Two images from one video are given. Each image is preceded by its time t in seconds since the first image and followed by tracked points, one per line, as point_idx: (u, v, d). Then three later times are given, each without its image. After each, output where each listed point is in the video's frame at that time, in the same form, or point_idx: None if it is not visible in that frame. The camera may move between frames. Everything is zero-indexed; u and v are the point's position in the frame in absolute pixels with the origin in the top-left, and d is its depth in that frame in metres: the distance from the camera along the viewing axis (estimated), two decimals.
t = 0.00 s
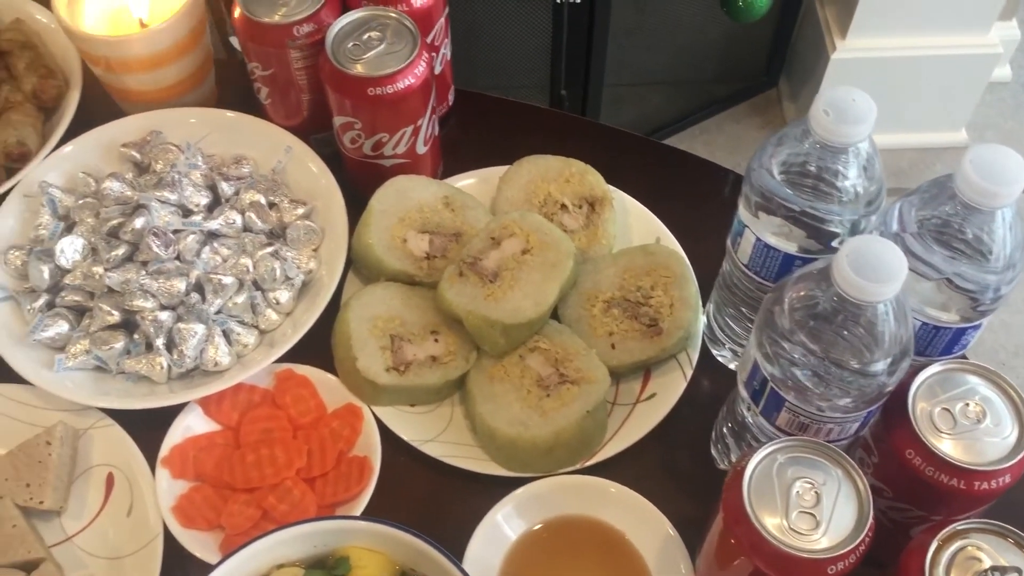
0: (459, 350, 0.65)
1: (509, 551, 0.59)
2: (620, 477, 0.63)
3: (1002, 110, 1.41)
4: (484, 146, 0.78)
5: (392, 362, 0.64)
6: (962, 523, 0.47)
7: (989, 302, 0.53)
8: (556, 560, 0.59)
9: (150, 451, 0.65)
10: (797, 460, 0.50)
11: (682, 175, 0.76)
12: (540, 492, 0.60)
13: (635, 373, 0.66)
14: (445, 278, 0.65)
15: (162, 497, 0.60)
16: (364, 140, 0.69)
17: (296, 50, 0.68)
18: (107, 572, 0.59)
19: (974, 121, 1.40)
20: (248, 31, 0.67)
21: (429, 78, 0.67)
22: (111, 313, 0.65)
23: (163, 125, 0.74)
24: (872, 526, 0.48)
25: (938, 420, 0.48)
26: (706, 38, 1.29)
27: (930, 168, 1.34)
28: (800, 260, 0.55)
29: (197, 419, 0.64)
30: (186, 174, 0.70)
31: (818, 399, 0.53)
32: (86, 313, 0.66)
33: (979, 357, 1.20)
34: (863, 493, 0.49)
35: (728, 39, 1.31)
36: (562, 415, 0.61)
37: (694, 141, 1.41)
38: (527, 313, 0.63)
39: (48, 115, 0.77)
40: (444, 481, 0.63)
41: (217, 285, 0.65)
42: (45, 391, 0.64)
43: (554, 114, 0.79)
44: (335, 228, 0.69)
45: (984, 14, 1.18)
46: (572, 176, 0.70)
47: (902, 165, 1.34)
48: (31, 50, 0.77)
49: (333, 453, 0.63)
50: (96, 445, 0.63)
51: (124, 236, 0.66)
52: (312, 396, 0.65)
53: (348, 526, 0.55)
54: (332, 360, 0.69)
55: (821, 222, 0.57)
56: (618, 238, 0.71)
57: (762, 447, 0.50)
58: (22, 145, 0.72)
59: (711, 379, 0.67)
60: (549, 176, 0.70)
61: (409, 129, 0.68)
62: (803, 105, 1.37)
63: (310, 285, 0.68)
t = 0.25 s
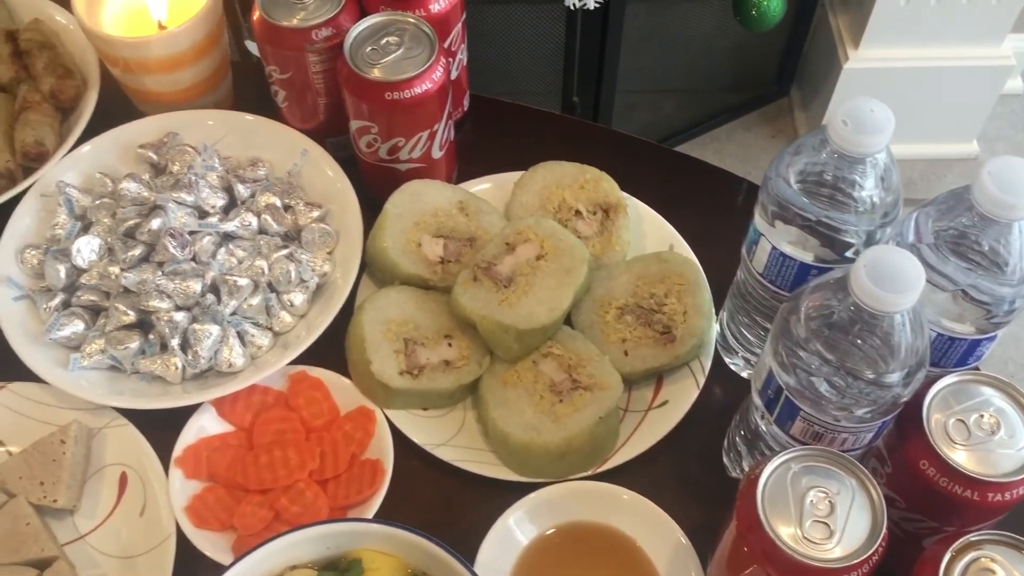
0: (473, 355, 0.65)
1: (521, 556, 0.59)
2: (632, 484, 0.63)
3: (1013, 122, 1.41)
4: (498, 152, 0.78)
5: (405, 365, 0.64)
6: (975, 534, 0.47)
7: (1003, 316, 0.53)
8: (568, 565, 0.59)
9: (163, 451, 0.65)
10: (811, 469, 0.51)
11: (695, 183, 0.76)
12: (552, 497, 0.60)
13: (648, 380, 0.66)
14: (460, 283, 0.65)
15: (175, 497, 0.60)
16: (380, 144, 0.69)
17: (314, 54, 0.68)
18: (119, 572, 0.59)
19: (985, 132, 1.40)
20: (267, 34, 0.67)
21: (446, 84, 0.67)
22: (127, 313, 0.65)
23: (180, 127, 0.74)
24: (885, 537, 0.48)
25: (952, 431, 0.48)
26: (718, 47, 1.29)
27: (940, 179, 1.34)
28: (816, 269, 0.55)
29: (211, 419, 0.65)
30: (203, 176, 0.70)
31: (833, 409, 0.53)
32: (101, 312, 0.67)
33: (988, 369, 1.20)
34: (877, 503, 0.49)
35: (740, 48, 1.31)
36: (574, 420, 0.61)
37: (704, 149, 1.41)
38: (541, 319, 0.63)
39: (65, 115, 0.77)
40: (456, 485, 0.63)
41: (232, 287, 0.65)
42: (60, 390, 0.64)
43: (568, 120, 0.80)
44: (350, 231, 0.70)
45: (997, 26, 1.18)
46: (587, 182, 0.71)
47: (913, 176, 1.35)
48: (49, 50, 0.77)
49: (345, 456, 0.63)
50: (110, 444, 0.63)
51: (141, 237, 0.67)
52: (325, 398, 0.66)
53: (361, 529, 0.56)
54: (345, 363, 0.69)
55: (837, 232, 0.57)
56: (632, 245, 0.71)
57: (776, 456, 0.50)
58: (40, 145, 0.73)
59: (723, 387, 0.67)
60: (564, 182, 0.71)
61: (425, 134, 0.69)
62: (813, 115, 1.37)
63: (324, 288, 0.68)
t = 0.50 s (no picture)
0: (482, 359, 0.66)
1: (529, 560, 0.59)
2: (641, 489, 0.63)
3: (1020, 130, 1.41)
4: (507, 157, 0.79)
5: (415, 369, 0.65)
6: (984, 541, 0.47)
7: (1015, 323, 0.53)
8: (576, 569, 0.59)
9: (172, 452, 0.65)
10: (820, 475, 0.51)
11: (704, 188, 0.76)
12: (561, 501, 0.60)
13: (656, 386, 0.66)
14: (469, 287, 0.65)
15: (185, 499, 0.61)
16: (391, 148, 0.69)
17: (326, 58, 0.69)
18: (128, 572, 0.60)
19: (992, 140, 1.40)
20: (280, 38, 0.68)
21: (457, 89, 0.68)
22: (138, 315, 0.65)
23: (191, 130, 0.75)
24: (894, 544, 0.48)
25: (961, 438, 0.48)
26: (725, 53, 1.30)
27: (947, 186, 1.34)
28: (826, 276, 0.55)
29: (221, 421, 0.65)
30: (214, 179, 0.70)
31: (843, 415, 0.53)
32: (112, 314, 0.67)
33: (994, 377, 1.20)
34: (887, 510, 0.49)
35: (748, 54, 1.31)
36: (583, 425, 0.61)
37: (711, 155, 1.41)
38: (551, 324, 0.63)
39: (77, 117, 0.78)
40: (464, 488, 0.63)
41: (243, 289, 0.66)
42: (71, 391, 0.65)
43: (578, 125, 0.80)
44: (361, 235, 0.70)
45: (1005, 34, 1.18)
46: (596, 188, 0.71)
47: (919, 183, 1.35)
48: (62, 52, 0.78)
49: (354, 458, 0.63)
50: (120, 445, 0.64)
51: (152, 239, 0.67)
52: (334, 401, 0.66)
53: (371, 532, 0.56)
54: (354, 366, 0.69)
55: (847, 239, 0.57)
56: (641, 250, 0.71)
57: (786, 461, 0.50)
58: (51, 147, 0.73)
59: (731, 393, 0.67)
60: (573, 187, 0.71)
61: (436, 139, 0.69)
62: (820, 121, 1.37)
63: (334, 291, 0.69)
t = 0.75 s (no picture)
0: (489, 362, 0.66)
1: (537, 562, 0.59)
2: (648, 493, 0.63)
3: None
4: (515, 160, 0.79)
5: (422, 372, 0.65)
6: (991, 546, 0.47)
7: (1020, 329, 0.52)
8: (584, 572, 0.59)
9: (180, 454, 0.65)
10: (828, 480, 0.51)
11: (711, 193, 0.76)
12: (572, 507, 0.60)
13: (663, 389, 0.66)
14: (477, 290, 0.66)
15: (193, 500, 0.61)
16: (399, 151, 0.70)
17: (335, 62, 0.69)
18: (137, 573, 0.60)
19: (998, 145, 1.40)
20: (289, 42, 0.68)
21: (466, 93, 0.68)
22: (147, 316, 0.65)
23: (201, 133, 0.75)
24: (902, 549, 0.48)
25: (969, 443, 0.48)
26: (731, 58, 1.30)
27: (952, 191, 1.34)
28: (834, 281, 0.55)
29: (229, 422, 0.65)
30: (223, 181, 0.71)
31: (851, 420, 0.53)
32: (121, 315, 0.67)
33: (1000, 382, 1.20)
34: (895, 515, 0.49)
35: (754, 58, 1.32)
36: (590, 428, 0.61)
37: (716, 159, 1.41)
38: (558, 327, 0.63)
39: (87, 119, 0.78)
40: (471, 491, 0.64)
41: (252, 292, 0.66)
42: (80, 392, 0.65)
43: (585, 129, 0.80)
44: (369, 238, 0.70)
45: (1011, 39, 1.18)
46: (604, 192, 0.71)
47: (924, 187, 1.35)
48: (72, 54, 0.78)
49: (361, 460, 0.64)
50: (129, 447, 0.64)
51: (162, 241, 0.67)
52: (342, 403, 0.66)
53: (380, 533, 0.56)
54: (362, 368, 0.70)
55: (855, 244, 0.57)
56: (648, 254, 0.71)
57: (794, 466, 0.50)
58: (61, 148, 0.73)
59: (737, 397, 0.67)
60: (581, 190, 0.71)
61: (444, 142, 0.69)
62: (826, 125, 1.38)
63: (342, 294, 0.69)
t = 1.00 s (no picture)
0: (498, 365, 0.66)
1: (545, 565, 0.59)
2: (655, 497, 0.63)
3: None
4: (524, 164, 0.79)
5: (431, 375, 0.65)
6: (1002, 553, 0.47)
7: None
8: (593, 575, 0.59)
9: (190, 456, 0.66)
10: (837, 485, 0.51)
11: (720, 197, 0.77)
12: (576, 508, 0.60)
13: (671, 394, 0.66)
14: (486, 294, 0.66)
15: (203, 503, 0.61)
16: (408, 155, 0.70)
17: (345, 66, 0.69)
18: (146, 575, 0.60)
19: (1004, 150, 1.40)
20: (299, 46, 0.68)
21: (475, 97, 0.68)
22: (157, 319, 0.66)
23: (210, 136, 0.75)
24: (911, 554, 0.48)
25: (978, 450, 0.48)
26: (737, 62, 1.30)
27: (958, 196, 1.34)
28: (843, 287, 0.55)
29: (238, 425, 0.65)
30: (233, 185, 0.71)
31: (861, 426, 0.53)
32: (130, 318, 0.68)
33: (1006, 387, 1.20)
34: (904, 521, 0.49)
35: (760, 62, 1.32)
36: (598, 433, 0.62)
37: (722, 163, 1.42)
38: (567, 331, 0.63)
39: (96, 121, 0.78)
40: (479, 495, 0.64)
41: (261, 295, 0.66)
42: (90, 394, 0.65)
43: (594, 133, 0.80)
44: (378, 241, 0.70)
45: (1018, 45, 1.19)
46: (612, 197, 0.71)
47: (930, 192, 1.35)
48: (82, 57, 0.78)
49: (370, 463, 0.64)
50: (138, 449, 0.64)
51: (172, 244, 0.68)
52: (351, 406, 0.66)
53: (386, 537, 0.56)
54: (370, 372, 0.70)
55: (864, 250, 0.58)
56: (656, 258, 0.71)
57: (803, 471, 0.50)
58: (71, 151, 0.73)
59: (745, 401, 0.67)
60: (589, 195, 0.71)
61: (453, 146, 0.69)
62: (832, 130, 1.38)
63: (350, 297, 0.69)
